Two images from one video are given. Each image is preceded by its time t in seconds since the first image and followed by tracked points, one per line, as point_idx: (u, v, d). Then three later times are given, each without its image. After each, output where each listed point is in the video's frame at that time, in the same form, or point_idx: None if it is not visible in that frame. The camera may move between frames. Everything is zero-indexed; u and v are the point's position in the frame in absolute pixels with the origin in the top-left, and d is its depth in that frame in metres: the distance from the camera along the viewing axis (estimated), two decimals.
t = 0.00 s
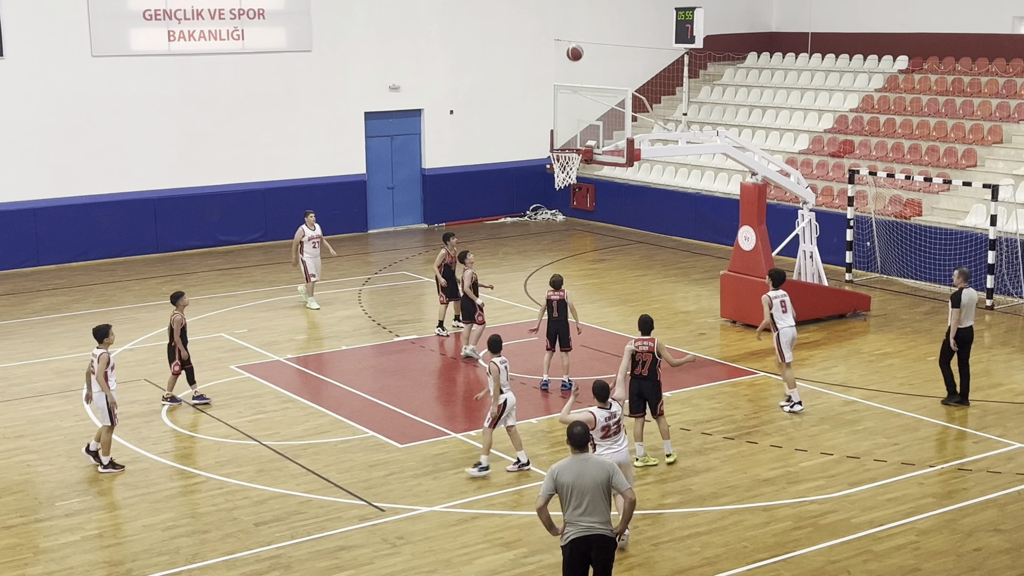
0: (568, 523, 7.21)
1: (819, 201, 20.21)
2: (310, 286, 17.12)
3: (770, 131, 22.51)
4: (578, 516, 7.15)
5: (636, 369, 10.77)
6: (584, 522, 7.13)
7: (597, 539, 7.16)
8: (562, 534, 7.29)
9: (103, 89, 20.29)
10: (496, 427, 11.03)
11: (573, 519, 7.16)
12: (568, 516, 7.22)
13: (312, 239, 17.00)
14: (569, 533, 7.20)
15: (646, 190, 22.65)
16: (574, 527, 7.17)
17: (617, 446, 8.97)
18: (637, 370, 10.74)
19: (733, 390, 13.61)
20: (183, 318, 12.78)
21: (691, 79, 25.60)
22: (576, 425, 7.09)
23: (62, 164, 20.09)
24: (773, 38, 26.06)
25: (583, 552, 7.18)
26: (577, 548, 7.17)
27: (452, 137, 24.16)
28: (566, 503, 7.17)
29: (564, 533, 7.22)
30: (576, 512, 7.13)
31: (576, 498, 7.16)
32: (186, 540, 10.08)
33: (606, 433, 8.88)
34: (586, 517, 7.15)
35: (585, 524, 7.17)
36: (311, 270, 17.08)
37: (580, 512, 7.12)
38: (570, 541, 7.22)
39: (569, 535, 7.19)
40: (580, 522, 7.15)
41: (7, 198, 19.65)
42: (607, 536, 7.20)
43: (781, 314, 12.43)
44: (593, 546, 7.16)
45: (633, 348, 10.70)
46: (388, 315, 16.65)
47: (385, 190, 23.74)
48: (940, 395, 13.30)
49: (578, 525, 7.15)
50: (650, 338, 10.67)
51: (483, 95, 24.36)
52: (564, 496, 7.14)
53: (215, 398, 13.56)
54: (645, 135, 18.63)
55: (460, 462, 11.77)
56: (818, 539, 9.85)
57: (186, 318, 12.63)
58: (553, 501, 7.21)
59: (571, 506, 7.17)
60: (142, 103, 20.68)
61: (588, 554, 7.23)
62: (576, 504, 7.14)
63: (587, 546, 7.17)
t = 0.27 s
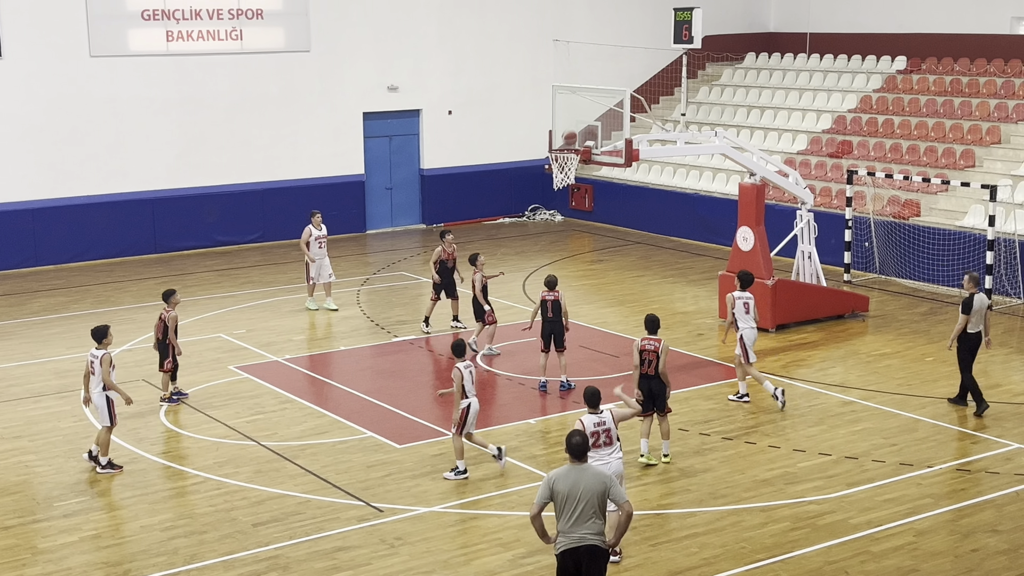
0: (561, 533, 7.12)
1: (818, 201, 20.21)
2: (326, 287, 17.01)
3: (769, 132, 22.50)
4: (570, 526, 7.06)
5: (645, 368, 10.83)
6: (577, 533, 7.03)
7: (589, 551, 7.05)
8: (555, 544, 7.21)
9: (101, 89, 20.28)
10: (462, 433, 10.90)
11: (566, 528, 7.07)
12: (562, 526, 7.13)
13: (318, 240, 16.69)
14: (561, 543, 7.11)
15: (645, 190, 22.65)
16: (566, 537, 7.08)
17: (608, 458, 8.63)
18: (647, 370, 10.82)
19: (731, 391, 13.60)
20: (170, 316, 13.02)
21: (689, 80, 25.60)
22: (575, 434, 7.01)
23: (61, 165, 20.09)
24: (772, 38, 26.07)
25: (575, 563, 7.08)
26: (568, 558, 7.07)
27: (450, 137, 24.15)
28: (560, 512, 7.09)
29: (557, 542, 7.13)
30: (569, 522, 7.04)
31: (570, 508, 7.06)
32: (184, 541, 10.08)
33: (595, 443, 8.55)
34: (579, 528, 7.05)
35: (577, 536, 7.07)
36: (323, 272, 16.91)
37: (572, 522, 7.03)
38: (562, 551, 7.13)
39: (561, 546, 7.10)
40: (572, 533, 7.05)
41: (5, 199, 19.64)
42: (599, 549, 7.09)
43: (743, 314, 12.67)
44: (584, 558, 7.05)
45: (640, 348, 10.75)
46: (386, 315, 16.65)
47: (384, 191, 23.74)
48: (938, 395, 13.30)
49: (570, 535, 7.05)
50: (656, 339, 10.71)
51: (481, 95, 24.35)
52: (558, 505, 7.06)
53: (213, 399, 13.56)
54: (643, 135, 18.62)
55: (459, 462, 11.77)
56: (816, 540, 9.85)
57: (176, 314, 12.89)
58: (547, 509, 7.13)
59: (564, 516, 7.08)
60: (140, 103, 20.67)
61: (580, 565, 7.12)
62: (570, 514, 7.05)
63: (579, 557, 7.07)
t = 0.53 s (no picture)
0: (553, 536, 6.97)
1: (818, 201, 20.21)
2: (338, 290, 16.93)
3: (769, 132, 22.51)
4: (564, 528, 6.92)
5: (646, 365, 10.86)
6: (570, 535, 6.89)
7: (582, 555, 6.90)
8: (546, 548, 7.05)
9: (101, 89, 20.27)
10: (442, 433, 11.01)
11: (559, 531, 6.93)
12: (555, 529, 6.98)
13: (329, 244, 16.53)
14: (553, 546, 6.96)
15: (645, 191, 22.65)
16: (558, 539, 6.93)
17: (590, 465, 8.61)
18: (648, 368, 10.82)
19: (731, 391, 13.60)
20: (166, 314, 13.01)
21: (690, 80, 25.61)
22: (574, 435, 6.92)
23: (61, 165, 20.08)
24: (772, 38, 26.09)
25: (566, 567, 6.92)
26: (560, 562, 6.92)
27: (450, 137, 24.15)
28: (553, 514, 6.95)
29: (549, 545, 6.98)
30: (564, 523, 6.90)
31: (565, 509, 6.94)
32: (184, 541, 10.08)
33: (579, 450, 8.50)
34: (572, 530, 6.91)
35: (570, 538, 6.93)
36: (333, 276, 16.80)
37: (567, 524, 6.89)
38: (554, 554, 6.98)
39: (553, 548, 6.95)
40: (565, 535, 6.90)
41: (5, 199, 19.64)
42: (592, 553, 6.95)
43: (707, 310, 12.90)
44: (576, 562, 6.90)
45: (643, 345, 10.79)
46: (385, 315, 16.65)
47: (384, 191, 23.74)
48: (938, 395, 13.30)
49: (564, 538, 6.91)
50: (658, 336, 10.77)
51: (481, 96, 24.35)
52: (552, 506, 6.93)
53: (213, 399, 13.56)
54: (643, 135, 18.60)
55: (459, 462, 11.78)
56: (816, 540, 9.85)
57: (173, 314, 12.88)
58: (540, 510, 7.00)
59: (558, 517, 6.95)
60: (140, 103, 20.67)
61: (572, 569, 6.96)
62: (564, 515, 6.91)
63: (571, 561, 6.92)
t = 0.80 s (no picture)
0: (545, 540, 6.91)
1: (820, 201, 20.21)
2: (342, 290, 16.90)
3: (770, 132, 22.51)
4: (556, 532, 6.87)
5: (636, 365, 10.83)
6: (564, 538, 6.85)
7: (577, 556, 6.88)
8: (536, 552, 6.97)
9: (103, 89, 20.28)
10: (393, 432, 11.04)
11: (552, 535, 6.87)
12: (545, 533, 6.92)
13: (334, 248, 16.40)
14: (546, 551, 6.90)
15: (647, 191, 22.65)
16: (552, 544, 6.88)
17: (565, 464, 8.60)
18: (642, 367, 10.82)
19: (733, 390, 13.59)
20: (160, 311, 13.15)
21: (691, 80, 25.61)
22: (554, 437, 6.81)
23: (62, 164, 20.09)
24: (773, 38, 26.10)
25: (562, 569, 6.90)
26: (555, 565, 6.88)
27: (452, 137, 24.15)
28: (544, 519, 6.88)
29: (542, 551, 6.91)
30: (557, 528, 6.85)
31: (556, 513, 6.88)
32: (185, 540, 10.08)
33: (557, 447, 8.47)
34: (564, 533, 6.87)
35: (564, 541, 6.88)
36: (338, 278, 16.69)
37: (560, 527, 6.84)
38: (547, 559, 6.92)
39: (546, 553, 6.89)
40: (559, 539, 6.86)
41: (6, 199, 19.65)
42: (585, 552, 6.93)
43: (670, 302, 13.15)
44: (571, 563, 6.90)
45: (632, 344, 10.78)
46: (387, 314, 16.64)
47: (385, 190, 23.75)
48: (940, 395, 13.30)
49: (558, 542, 6.86)
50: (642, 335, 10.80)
51: (483, 95, 24.35)
52: (543, 512, 6.85)
53: (215, 399, 13.55)
54: (645, 135, 18.58)
55: (460, 462, 11.78)
56: (818, 540, 9.84)
57: (169, 312, 13.01)
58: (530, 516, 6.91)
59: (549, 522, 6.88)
60: (141, 103, 20.68)
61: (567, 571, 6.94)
62: (556, 519, 6.86)
63: (566, 563, 6.89)
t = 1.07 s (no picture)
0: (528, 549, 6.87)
1: (823, 201, 20.21)
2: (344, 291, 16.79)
3: (774, 131, 22.50)
4: (539, 538, 6.87)
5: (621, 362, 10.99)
6: (548, 544, 6.87)
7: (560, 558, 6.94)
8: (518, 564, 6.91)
9: (107, 88, 20.29)
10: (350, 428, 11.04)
11: (535, 543, 6.85)
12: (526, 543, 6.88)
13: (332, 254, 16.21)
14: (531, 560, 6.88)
15: (651, 190, 22.63)
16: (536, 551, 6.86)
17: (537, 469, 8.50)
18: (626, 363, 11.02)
19: (736, 390, 13.59)
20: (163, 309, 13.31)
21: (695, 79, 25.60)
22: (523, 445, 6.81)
23: (66, 163, 20.10)
24: (777, 38, 26.08)
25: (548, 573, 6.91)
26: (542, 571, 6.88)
27: (456, 137, 24.15)
28: (526, 527, 6.86)
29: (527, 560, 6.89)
30: (540, 535, 6.85)
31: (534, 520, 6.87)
32: (189, 539, 10.09)
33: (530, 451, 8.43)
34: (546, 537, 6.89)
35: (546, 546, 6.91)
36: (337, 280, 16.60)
37: (544, 534, 6.85)
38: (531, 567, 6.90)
39: (531, 562, 6.87)
40: (543, 545, 6.86)
41: (10, 198, 19.66)
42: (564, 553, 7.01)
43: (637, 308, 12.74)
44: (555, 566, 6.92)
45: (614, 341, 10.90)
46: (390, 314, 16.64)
47: (389, 190, 23.75)
48: (944, 395, 13.29)
49: (542, 548, 6.85)
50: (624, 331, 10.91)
51: (487, 95, 24.35)
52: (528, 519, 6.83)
53: (218, 398, 13.56)
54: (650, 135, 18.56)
55: (464, 461, 11.78)
56: (821, 540, 9.84)
57: (170, 310, 13.16)
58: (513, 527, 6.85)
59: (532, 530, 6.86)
60: (145, 102, 20.69)
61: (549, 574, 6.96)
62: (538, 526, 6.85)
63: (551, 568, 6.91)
